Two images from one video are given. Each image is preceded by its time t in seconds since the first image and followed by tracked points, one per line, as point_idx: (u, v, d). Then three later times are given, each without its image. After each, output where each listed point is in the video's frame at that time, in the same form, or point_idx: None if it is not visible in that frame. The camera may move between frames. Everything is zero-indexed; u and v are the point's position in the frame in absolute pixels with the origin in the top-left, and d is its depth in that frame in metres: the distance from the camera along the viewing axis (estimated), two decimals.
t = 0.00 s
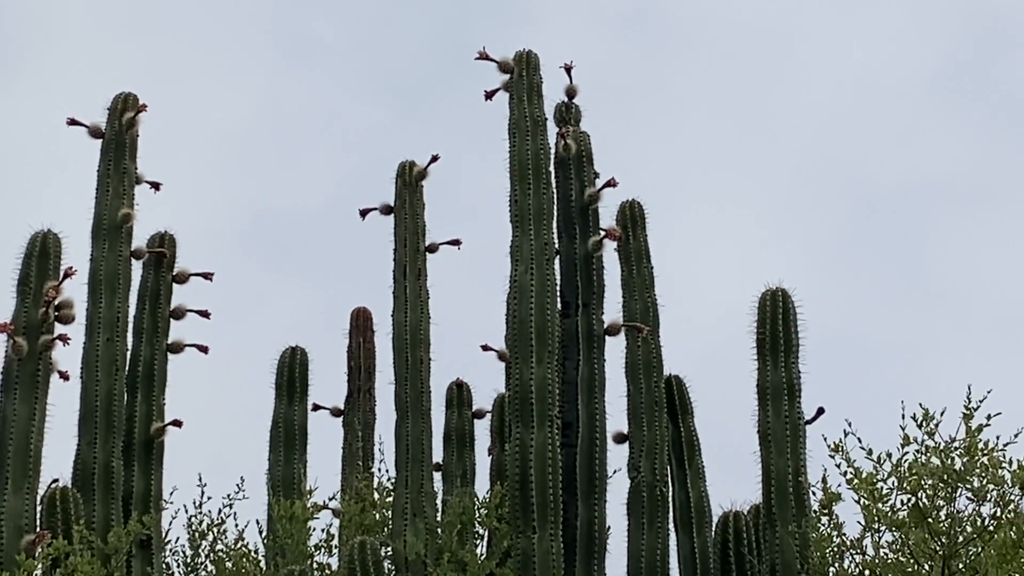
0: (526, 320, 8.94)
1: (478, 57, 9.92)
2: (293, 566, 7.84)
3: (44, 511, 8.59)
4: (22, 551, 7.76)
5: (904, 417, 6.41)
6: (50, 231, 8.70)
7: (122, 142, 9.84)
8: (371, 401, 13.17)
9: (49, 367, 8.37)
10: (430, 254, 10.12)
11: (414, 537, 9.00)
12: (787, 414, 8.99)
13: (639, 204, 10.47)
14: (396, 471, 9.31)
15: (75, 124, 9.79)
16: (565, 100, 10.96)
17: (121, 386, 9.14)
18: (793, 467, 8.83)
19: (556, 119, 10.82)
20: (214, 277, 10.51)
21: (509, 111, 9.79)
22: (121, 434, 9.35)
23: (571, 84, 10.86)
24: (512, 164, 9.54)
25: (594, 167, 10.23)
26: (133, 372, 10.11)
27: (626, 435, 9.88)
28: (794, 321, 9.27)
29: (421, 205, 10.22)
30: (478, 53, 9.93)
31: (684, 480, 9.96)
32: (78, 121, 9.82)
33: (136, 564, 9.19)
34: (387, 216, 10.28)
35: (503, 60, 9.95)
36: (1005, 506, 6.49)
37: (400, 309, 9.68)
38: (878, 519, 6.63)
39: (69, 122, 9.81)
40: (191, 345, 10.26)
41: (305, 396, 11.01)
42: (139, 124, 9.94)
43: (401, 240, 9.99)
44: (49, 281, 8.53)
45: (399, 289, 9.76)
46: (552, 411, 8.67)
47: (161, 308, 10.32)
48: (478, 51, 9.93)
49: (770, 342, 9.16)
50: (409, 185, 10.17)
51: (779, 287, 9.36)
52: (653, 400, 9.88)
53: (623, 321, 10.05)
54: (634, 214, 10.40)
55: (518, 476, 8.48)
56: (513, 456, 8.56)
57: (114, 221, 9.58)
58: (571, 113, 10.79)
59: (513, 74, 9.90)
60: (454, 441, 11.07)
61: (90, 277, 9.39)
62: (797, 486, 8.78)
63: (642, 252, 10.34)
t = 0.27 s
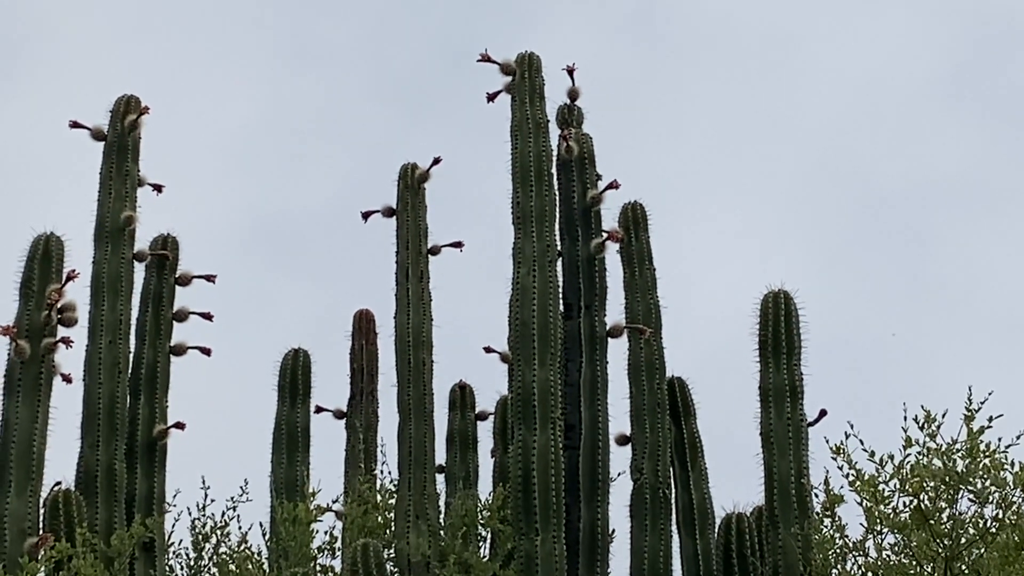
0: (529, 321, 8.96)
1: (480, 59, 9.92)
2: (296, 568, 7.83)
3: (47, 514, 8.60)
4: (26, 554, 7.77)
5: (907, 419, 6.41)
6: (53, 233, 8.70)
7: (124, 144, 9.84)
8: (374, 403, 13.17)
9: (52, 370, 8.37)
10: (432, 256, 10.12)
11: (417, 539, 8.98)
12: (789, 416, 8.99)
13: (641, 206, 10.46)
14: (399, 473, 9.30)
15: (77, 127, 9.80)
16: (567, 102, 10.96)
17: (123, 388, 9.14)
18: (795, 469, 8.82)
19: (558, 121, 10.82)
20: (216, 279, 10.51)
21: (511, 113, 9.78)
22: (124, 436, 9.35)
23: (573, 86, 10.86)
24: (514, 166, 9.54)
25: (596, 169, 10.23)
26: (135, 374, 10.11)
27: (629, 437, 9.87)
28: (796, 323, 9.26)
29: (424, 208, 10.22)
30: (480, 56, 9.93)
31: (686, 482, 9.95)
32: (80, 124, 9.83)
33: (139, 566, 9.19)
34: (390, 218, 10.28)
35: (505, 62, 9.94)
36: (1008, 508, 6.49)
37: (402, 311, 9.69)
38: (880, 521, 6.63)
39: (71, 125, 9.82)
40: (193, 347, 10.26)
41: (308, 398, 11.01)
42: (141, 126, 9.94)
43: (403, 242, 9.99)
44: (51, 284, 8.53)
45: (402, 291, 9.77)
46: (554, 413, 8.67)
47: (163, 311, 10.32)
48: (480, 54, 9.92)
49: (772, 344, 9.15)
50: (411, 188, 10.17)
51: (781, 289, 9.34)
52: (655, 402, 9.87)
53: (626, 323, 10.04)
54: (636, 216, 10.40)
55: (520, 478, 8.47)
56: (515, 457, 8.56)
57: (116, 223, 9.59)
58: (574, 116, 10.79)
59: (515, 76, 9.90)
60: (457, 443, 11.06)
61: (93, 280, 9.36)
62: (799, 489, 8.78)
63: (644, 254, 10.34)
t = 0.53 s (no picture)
0: (533, 323, 8.96)
1: (483, 60, 9.91)
2: (300, 570, 7.82)
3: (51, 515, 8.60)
4: (30, 556, 7.77)
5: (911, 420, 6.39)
6: (57, 235, 8.70)
7: (128, 146, 9.85)
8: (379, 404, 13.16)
9: (56, 372, 8.37)
10: (436, 257, 10.11)
11: (421, 541, 8.97)
12: (793, 416, 8.97)
13: (645, 207, 10.45)
14: (403, 475, 9.31)
15: (81, 128, 9.80)
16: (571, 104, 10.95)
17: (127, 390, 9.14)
18: (799, 469, 8.80)
19: (562, 122, 10.81)
20: (221, 281, 10.52)
21: (515, 115, 9.78)
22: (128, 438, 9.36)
23: (577, 87, 10.85)
24: (518, 168, 9.54)
25: (600, 170, 10.22)
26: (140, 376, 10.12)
27: (633, 438, 9.86)
28: (800, 324, 9.25)
29: (428, 209, 10.22)
30: (484, 57, 9.92)
31: (691, 483, 9.94)
32: (84, 125, 9.83)
33: (143, 568, 9.19)
34: (394, 219, 10.27)
35: (509, 64, 9.93)
36: (1012, 508, 6.47)
37: (406, 312, 9.68)
38: (884, 522, 6.61)
39: (76, 127, 9.83)
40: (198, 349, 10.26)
41: (312, 399, 11.01)
42: (145, 128, 9.95)
43: (407, 244, 9.99)
44: (56, 286, 8.52)
45: (406, 293, 9.76)
46: (558, 414, 8.66)
47: (168, 312, 10.32)
48: (484, 55, 9.92)
49: (776, 345, 9.14)
50: (415, 189, 10.17)
51: (785, 290, 9.33)
52: (660, 403, 9.86)
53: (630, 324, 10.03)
54: (640, 217, 10.39)
55: (524, 479, 8.47)
56: (518, 459, 8.54)
57: (120, 225, 9.59)
58: (577, 117, 10.78)
59: (519, 77, 9.90)
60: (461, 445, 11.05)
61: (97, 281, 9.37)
62: (803, 489, 8.76)
63: (648, 255, 10.33)
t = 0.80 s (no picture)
0: (538, 323, 8.93)
1: (488, 60, 9.88)
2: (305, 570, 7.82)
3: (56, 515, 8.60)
4: (35, 556, 7.77)
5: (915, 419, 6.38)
6: (62, 235, 8.70)
7: (132, 146, 9.85)
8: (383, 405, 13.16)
9: (61, 372, 8.37)
10: (441, 257, 10.10)
11: (426, 541, 8.97)
12: (798, 416, 8.96)
13: (649, 207, 10.44)
14: (407, 475, 9.30)
15: (86, 129, 9.80)
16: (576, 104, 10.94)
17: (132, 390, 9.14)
18: (804, 469, 8.79)
19: (566, 122, 10.80)
20: (225, 281, 10.51)
21: (519, 114, 9.77)
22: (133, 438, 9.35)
23: (581, 87, 10.84)
24: (523, 167, 9.53)
25: (604, 170, 10.21)
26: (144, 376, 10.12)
27: (638, 438, 9.85)
28: (805, 323, 9.24)
29: (432, 209, 10.21)
30: (489, 57, 9.91)
31: (696, 483, 9.92)
32: (88, 126, 9.83)
33: (147, 568, 9.19)
34: (398, 219, 10.27)
35: (513, 64, 9.92)
36: (1017, 508, 6.45)
37: (411, 312, 9.67)
38: (889, 521, 6.59)
39: (80, 127, 9.83)
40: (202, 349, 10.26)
41: (317, 399, 11.01)
42: (149, 128, 9.95)
43: (411, 244, 9.98)
44: (60, 287, 8.52)
45: (410, 293, 9.75)
46: (563, 414, 8.64)
47: (172, 313, 10.32)
48: (489, 55, 9.91)
49: (781, 344, 9.13)
50: (419, 189, 10.17)
51: (790, 290, 9.32)
52: (665, 403, 9.87)
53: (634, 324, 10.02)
54: (644, 217, 10.38)
55: (529, 479, 8.46)
56: (523, 458, 8.54)
57: (125, 225, 9.59)
58: (582, 117, 10.77)
59: (523, 77, 9.89)
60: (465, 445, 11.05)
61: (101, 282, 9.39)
62: (808, 489, 8.75)
63: (653, 255, 10.31)
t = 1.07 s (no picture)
0: (542, 323, 8.94)
1: (492, 60, 9.88)
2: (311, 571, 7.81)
3: (61, 516, 8.61)
4: (40, 556, 7.77)
5: (920, 419, 6.36)
6: (67, 236, 8.69)
7: (137, 147, 9.85)
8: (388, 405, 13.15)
9: (66, 372, 8.38)
10: (446, 258, 10.10)
11: (432, 542, 8.96)
12: (803, 417, 8.94)
13: (654, 207, 10.42)
14: (413, 476, 9.29)
15: (91, 130, 9.80)
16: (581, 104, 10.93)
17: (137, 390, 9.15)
18: (810, 469, 8.77)
19: (571, 123, 10.79)
20: (230, 282, 10.52)
21: (524, 115, 9.76)
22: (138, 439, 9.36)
23: (586, 88, 10.83)
24: (528, 168, 9.52)
25: (609, 170, 10.19)
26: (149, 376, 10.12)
27: (642, 438, 9.84)
28: (811, 324, 9.22)
29: (437, 210, 10.20)
30: (494, 57, 9.91)
31: (701, 484, 9.92)
32: (93, 127, 9.84)
33: (153, 569, 9.19)
34: (403, 220, 10.26)
35: (518, 64, 9.89)
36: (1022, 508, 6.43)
37: (416, 313, 9.67)
38: (894, 522, 6.58)
39: (85, 128, 9.83)
40: (207, 350, 10.26)
41: (322, 400, 11.01)
42: (154, 129, 9.95)
43: (416, 244, 9.98)
44: (65, 288, 8.53)
45: (415, 293, 9.75)
46: (568, 415, 8.64)
47: (177, 313, 10.32)
48: (494, 56, 9.90)
49: (786, 345, 9.11)
50: (424, 190, 10.16)
51: (795, 290, 9.30)
52: (670, 404, 9.84)
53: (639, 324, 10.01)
54: (649, 218, 10.36)
55: (534, 479, 8.45)
56: (528, 459, 8.53)
57: (130, 226, 9.59)
58: (587, 118, 10.75)
59: (528, 77, 9.88)
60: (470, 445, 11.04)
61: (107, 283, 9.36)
62: (814, 489, 8.73)
63: (658, 255, 10.30)
